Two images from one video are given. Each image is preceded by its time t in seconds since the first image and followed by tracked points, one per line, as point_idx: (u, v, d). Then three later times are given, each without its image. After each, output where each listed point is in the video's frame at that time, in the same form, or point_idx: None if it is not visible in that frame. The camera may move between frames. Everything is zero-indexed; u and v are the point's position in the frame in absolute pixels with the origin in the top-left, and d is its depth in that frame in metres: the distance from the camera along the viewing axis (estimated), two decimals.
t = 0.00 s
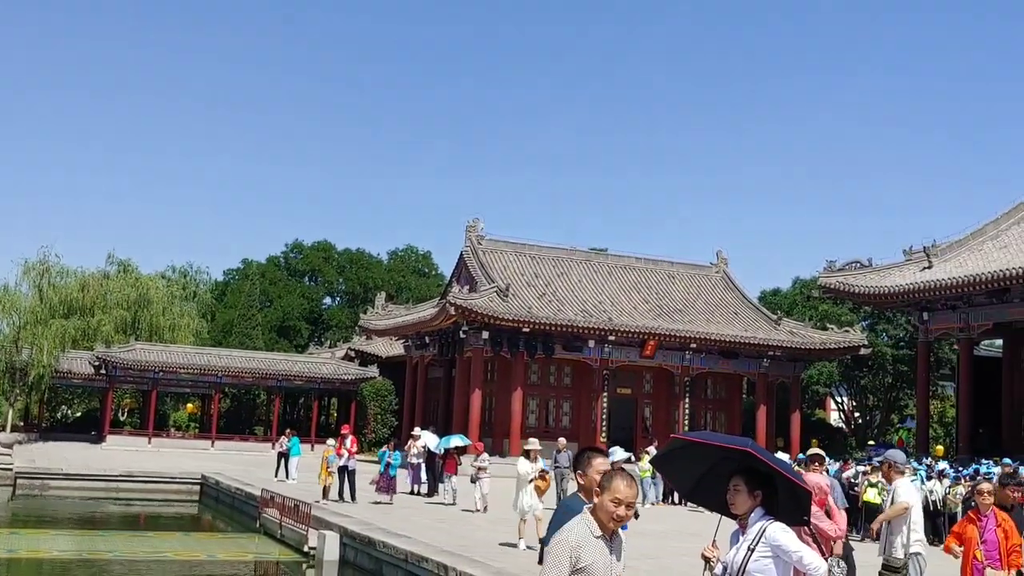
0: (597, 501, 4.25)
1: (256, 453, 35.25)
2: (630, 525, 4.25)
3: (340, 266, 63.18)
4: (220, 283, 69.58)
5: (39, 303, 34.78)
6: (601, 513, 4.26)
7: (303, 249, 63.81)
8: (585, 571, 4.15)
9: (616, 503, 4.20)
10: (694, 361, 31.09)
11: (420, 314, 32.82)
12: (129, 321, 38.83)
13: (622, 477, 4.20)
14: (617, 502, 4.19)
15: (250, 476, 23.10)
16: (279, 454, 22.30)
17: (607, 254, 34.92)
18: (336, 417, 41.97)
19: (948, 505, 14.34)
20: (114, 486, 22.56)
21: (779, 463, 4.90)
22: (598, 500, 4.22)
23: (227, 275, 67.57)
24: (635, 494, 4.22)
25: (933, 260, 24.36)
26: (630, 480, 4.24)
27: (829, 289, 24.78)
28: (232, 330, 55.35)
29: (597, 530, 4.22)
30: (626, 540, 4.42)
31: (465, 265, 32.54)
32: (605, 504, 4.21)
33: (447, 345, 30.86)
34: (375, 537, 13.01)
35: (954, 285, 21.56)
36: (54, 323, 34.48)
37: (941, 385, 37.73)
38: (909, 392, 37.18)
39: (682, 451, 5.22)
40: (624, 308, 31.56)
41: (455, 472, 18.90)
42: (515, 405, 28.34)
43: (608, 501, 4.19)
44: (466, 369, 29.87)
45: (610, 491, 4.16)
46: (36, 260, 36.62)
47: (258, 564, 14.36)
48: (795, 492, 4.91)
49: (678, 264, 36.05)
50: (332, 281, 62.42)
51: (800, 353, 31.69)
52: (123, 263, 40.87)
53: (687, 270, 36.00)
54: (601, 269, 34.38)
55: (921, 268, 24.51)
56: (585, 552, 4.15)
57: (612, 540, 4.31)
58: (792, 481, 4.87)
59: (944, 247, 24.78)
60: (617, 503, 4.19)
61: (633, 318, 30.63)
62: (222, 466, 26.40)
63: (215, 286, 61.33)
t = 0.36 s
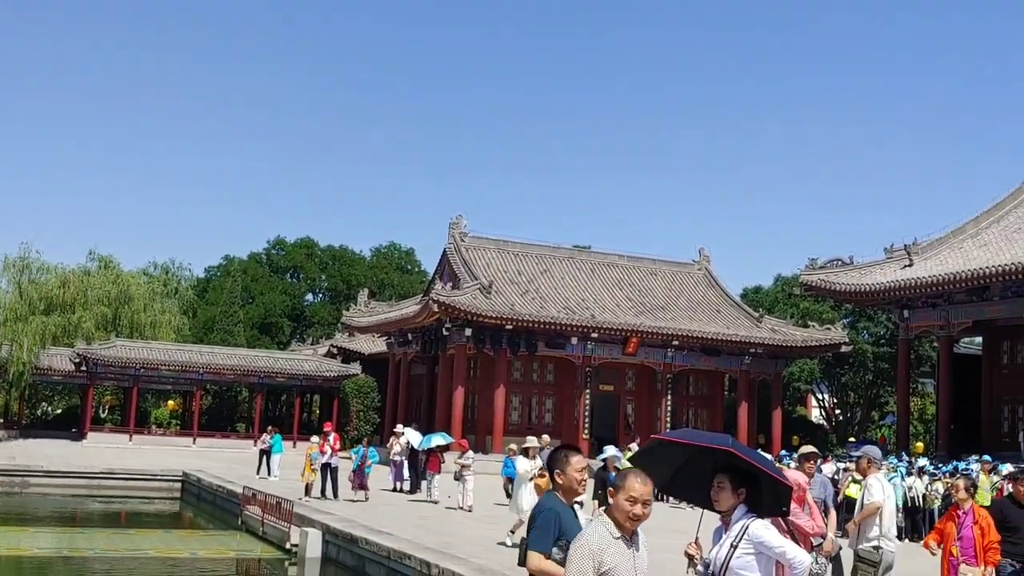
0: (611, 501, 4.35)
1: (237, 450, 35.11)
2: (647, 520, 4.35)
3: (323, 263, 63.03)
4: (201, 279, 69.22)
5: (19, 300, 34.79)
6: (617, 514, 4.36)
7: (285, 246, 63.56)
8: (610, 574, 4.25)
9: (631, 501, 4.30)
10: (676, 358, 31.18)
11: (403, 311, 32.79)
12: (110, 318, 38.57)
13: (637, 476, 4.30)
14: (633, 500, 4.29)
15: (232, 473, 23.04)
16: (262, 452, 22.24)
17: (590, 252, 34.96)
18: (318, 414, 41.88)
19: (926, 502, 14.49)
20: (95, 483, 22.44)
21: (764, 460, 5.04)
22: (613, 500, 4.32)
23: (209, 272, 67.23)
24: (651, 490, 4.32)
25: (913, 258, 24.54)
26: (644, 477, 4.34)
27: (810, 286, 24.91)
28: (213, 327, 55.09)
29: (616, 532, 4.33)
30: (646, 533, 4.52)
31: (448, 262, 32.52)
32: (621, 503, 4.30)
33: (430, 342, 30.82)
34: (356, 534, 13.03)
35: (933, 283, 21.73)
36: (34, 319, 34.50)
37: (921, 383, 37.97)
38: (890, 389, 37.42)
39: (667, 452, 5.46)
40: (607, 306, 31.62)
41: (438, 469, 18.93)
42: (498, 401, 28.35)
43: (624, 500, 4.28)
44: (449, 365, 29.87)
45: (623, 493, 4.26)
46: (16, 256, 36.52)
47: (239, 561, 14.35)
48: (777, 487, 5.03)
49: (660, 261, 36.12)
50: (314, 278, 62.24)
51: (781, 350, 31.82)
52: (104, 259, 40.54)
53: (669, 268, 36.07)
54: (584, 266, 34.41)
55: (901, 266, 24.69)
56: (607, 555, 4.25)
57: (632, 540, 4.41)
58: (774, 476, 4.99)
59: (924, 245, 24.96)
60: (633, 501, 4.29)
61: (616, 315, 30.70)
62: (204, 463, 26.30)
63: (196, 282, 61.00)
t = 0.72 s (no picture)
0: (607, 502, 4.28)
1: (193, 445, 34.74)
2: (641, 522, 4.29)
3: (280, 257, 62.60)
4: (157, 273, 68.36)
5: None
6: (612, 514, 4.30)
7: (242, 240, 62.93)
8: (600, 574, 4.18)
9: (629, 502, 4.23)
10: (634, 354, 31.38)
11: (361, 306, 32.64)
12: (63, 312, 38.01)
13: (634, 475, 4.23)
14: (630, 501, 4.22)
15: (188, 469, 22.77)
16: (218, 447, 22.00)
17: (549, 247, 35.05)
18: (275, 409, 41.59)
19: (878, 496, 14.73)
20: (47, 479, 22.11)
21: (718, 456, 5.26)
22: (609, 500, 4.25)
23: (164, 265, 66.35)
24: (647, 492, 4.26)
25: (866, 255, 24.91)
26: (640, 478, 4.28)
27: (765, 283, 25.20)
28: (169, 321, 54.41)
29: (609, 532, 4.26)
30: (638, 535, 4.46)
31: (407, 256, 32.41)
32: (618, 504, 4.23)
33: (388, 338, 30.70)
34: (313, 530, 12.94)
35: (886, 280, 22.08)
36: None
37: (874, 378, 38.56)
38: (843, 384, 37.96)
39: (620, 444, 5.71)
40: (565, 301, 31.72)
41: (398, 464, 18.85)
42: (457, 396, 28.34)
43: (622, 501, 4.22)
44: (408, 361, 29.77)
45: (621, 493, 4.20)
46: None
47: (194, 558, 14.21)
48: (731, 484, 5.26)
49: (619, 257, 36.29)
50: (271, 272, 61.74)
51: (737, 346, 32.15)
52: (57, 253, 39.95)
53: (627, 263, 36.24)
54: (543, 262, 34.48)
55: (854, 262, 25.05)
56: (599, 555, 4.18)
57: (623, 540, 4.35)
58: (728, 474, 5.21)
59: (878, 243, 25.33)
60: (630, 502, 4.23)
61: (574, 311, 30.82)
62: (159, 459, 25.96)
63: (151, 276, 60.20)
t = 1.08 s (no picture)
0: (596, 507, 4.16)
1: (129, 443, 34.11)
2: (629, 528, 4.19)
3: (221, 254, 61.83)
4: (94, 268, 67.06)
5: None
6: (600, 519, 4.17)
7: (183, 235, 62.02)
8: None
9: (620, 507, 4.12)
10: (577, 355, 31.56)
11: (304, 304, 32.36)
12: None
13: (623, 479, 4.14)
14: (622, 505, 4.11)
15: (125, 467, 22.36)
16: (156, 446, 21.63)
17: (495, 247, 35.08)
18: (214, 408, 41.04)
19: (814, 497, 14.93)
20: None
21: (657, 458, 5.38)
22: (600, 505, 4.13)
23: (103, 260, 65.11)
24: (635, 497, 4.16)
25: (805, 260, 25.37)
26: (630, 483, 4.18)
27: (707, 286, 25.53)
28: (106, 317, 53.39)
29: (596, 536, 4.11)
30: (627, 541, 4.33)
31: (351, 255, 32.19)
32: (610, 508, 4.11)
33: (330, 337, 30.48)
34: (253, 530, 12.79)
35: (824, 284, 22.51)
36: None
37: (810, 380, 39.28)
38: (781, 387, 38.59)
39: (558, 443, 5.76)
40: (510, 302, 31.77)
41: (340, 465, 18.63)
42: (400, 396, 28.25)
43: (613, 504, 4.10)
44: (351, 360, 29.58)
45: (613, 497, 4.09)
46: None
47: (130, 557, 13.96)
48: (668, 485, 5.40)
49: (564, 259, 36.46)
50: (212, 269, 60.93)
51: (678, 348, 32.51)
52: None
53: (571, 265, 36.44)
54: (488, 263, 34.51)
55: (794, 267, 25.49)
56: (585, 560, 4.02)
57: (609, 548, 4.19)
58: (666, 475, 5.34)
59: (817, 248, 25.81)
60: (620, 506, 4.11)
61: (519, 312, 30.89)
62: (95, 457, 25.44)
63: (89, 272, 59.03)
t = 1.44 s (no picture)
0: (589, 505, 4.34)
1: (62, 438, 33.37)
2: (617, 527, 4.40)
3: (159, 247, 60.66)
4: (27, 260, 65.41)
5: None
6: (591, 517, 4.35)
7: (120, 227, 60.74)
8: None
9: (611, 505, 4.34)
10: (519, 352, 31.66)
11: (243, 298, 31.96)
12: None
13: (614, 477, 4.37)
14: (613, 503, 4.33)
15: (58, 463, 21.90)
16: (90, 441, 21.22)
17: (439, 244, 34.98)
18: (151, 403, 40.33)
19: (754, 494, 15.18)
20: None
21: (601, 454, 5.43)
22: (592, 502, 4.32)
23: (36, 251, 63.52)
24: (625, 495, 4.38)
25: (744, 261, 25.79)
26: (619, 483, 4.40)
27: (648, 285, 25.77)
28: (39, 309, 52.10)
29: (589, 534, 4.28)
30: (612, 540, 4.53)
31: (292, 249, 31.85)
32: (601, 505, 4.31)
33: (270, 332, 30.15)
34: (190, 526, 12.63)
35: (764, 285, 22.91)
36: None
37: (748, 379, 39.89)
38: (720, 384, 39.12)
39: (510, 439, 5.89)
40: (454, 298, 31.74)
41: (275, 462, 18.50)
42: (341, 393, 28.07)
43: (605, 501, 4.31)
44: (289, 356, 29.34)
45: (605, 492, 4.29)
46: None
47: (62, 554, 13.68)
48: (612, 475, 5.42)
49: (507, 256, 36.50)
50: (150, 261, 59.75)
51: (619, 346, 32.75)
52: None
53: (515, 262, 36.50)
54: (432, 258, 34.39)
55: (733, 267, 25.89)
56: (580, 556, 4.17)
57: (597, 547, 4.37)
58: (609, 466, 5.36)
59: (756, 249, 26.26)
60: (612, 503, 4.33)
61: (462, 308, 30.87)
62: (27, 452, 24.86)
63: (22, 263, 57.54)
